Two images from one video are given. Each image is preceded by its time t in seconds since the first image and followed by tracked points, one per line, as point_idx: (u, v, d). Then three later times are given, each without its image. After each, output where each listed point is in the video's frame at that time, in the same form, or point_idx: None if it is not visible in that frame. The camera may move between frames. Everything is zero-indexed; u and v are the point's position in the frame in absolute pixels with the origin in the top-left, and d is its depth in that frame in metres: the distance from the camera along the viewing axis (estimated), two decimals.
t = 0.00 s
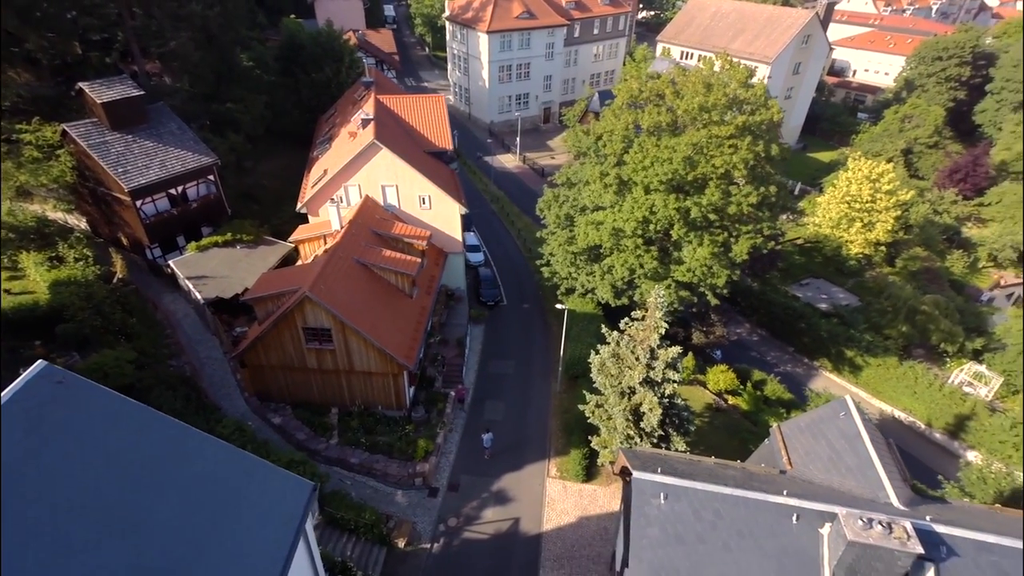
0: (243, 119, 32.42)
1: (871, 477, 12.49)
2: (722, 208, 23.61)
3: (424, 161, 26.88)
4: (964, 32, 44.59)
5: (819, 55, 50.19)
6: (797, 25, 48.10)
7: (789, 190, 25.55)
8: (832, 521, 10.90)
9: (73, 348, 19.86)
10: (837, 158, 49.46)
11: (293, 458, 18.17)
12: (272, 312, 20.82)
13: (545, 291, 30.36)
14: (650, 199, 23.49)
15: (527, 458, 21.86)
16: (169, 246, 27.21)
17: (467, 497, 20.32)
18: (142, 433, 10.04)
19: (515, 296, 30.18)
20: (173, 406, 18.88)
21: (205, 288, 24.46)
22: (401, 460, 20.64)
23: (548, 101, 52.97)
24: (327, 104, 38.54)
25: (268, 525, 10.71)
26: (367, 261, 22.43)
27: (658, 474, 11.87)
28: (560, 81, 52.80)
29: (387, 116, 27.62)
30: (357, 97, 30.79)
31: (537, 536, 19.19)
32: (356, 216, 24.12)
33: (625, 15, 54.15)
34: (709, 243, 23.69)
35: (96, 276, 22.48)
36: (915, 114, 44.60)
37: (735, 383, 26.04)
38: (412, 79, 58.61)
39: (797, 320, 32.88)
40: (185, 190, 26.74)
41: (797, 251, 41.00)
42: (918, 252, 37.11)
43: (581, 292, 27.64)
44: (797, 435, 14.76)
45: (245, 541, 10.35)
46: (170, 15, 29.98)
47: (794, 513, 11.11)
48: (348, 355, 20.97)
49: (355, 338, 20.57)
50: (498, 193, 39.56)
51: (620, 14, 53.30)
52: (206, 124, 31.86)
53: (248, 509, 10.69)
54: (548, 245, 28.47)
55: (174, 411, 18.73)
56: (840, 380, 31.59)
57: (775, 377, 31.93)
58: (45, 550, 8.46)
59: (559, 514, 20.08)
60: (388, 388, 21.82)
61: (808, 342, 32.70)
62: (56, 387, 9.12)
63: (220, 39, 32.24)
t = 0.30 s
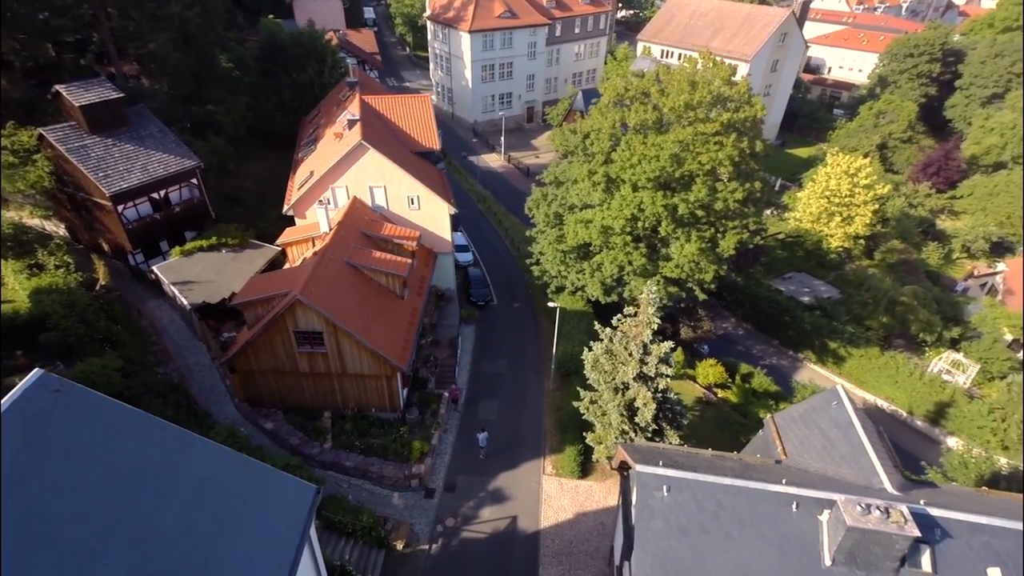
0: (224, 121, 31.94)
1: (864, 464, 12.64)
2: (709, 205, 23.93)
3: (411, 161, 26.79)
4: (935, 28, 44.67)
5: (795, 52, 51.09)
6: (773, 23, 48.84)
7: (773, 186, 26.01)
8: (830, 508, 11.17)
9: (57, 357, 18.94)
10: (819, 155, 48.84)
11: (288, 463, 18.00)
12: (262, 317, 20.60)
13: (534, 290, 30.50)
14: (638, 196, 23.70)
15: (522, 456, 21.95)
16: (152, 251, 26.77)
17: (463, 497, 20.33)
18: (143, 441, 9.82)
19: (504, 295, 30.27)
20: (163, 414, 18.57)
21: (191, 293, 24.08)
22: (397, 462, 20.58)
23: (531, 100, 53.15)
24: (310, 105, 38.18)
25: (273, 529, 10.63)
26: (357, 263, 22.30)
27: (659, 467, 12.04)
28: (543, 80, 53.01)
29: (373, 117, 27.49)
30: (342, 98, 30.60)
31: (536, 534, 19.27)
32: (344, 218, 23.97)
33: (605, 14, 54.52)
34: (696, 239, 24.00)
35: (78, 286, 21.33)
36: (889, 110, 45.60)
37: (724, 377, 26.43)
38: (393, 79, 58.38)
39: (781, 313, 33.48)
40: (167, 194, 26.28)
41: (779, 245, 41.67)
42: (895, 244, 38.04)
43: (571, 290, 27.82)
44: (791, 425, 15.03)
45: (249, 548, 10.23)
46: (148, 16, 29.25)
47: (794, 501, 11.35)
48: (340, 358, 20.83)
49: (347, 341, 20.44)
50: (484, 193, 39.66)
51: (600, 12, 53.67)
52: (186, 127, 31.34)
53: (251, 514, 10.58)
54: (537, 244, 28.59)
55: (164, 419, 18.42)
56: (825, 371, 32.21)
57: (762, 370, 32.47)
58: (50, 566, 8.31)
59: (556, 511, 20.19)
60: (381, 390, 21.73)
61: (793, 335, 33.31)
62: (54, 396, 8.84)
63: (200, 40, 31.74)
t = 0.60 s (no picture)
0: (208, 123, 31.47)
1: (860, 453, 12.85)
2: (698, 202, 24.18)
3: (401, 162, 26.68)
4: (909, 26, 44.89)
5: (775, 50, 51.91)
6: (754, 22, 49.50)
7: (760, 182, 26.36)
8: (831, 497, 11.43)
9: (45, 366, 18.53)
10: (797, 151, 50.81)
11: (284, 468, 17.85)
12: (254, 320, 20.37)
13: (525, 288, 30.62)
14: (629, 194, 23.86)
15: (519, 455, 22.01)
16: (137, 256, 26.35)
17: (462, 497, 20.33)
18: (147, 446, 9.86)
19: (495, 295, 30.33)
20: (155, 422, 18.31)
21: (179, 298, 23.78)
22: (394, 464, 20.51)
23: (516, 99, 53.26)
24: (294, 106, 37.85)
25: (279, 532, 10.47)
26: (349, 264, 22.15)
27: (662, 460, 12.25)
28: (527, 79, 53.17)
29: (361, 118, 27.32)
30: (329, 98, 30.39)
31: (534, 531, 19.34)
32: (335, 219, 23.81)
33: (588, 13, 54.78)
34: (686, 236, 24.24)
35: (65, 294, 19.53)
36: (867, 106, 46.47)
37: (715, 371, 26.84)
38: (377, 79, 58.12)
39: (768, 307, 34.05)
40: (152, 197, 25.80)
41: (764, 241, 42.29)
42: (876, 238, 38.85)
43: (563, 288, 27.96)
44: (786, 417, 15.30)
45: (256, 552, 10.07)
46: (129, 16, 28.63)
47: (795, 492, 11.58)
48: (335, 360, 20.68)
49: (341, 343, 20.32)
50: (471, 193, 39.72)
51: (584, 11, 53.91)
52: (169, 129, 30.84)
53: (257, 518, 10.43)
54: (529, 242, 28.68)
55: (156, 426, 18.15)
56: (811, 364, 32.82)
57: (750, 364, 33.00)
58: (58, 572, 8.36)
59: (554, 508, 20.29)
60: (377, 391, 21.62)
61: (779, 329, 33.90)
62: (55, 403, 9.08)
63: (181, 41, 31.24)
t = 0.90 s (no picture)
0: (195, 125, 30.72)
1: (859, 445, 13.01)
2: (691, 199, 24.38)
3: (394, 162, 26.60)
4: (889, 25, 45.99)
5: (760, 49, 52.48)
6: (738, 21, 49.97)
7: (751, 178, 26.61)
8: (835, 488, 11.60)
9: (36, 373, 18.16)
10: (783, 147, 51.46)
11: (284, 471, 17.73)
12: (249, 323, 20.23)
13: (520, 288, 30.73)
14: (623, 193, 23.99)
15: (517, 453, 22.07)
16: (128, 260, 25.86)
17: (462, 497, 20.33)
18: (159, 450, 10.00)
19: (489, 294, 30.37)
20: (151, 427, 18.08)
21: (172, 302, 23.49)
22: (393, 465, 20.47)
23: (505, 99, 53.30)
24: (283, 106, 37.58)
25: (290, 533, 10.96)
26: (345, 266, 22.04)
27: (668, 456, 12.42)
28: (516, 79, 53.24)
29: (353, 118, 27.21)
30: (320, 99, 30.20)
31: (535, 529, 19.40)
32: (329, 220, 23.69)
33: (576, 12, 54.96)
34: (680, 233, 24.43)
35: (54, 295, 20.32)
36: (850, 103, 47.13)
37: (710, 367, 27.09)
38: (365, 79, 57.87)
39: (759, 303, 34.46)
40: (142, 201, 25.33)
41: (752, 237, 42.73)
42: (862, 233, 39.50)
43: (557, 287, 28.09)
44: (786, 410, 15.48)
45: (272, 552, 10.52)
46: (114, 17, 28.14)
47: (799, 483, 11.77)
48: (332, 362, 20.59)
49: (339, 345, 20.22)
50: (463, 193, 39.72)
51: (571, 11, 54.06)
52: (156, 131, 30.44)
53: (269, 520, 10.88)
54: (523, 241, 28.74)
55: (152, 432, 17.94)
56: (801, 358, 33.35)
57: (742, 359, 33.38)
58: None
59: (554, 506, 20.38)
60: (375, 393, 21.57)
61: (770, 324, 34.32)
62: (63, 408, 8.99)
63: (168, 42, 30.86)
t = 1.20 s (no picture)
0: (188, 126, 30.73)
1: (862, 438, 13.20)
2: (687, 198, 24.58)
3: (390, 162, 26.56)
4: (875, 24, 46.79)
5: (750, 48, 52.87)
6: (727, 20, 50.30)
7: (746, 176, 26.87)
8: (841, 481, 11.79)
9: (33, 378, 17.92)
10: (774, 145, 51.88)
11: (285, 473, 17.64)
12: (248, 325, 20.11)
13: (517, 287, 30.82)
14: (620, 191, 24.12)
15: (519, 452, 22.12)
16: (121, 263, 25.65)
17: (464, 496, 20.33)
18: (171, 451, 10.09)
19: (486, 293, 30.41)
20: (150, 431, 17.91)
21: (168, 305, 23.34)
22: (395, 465, 20.43)
23: (497, 98, 53.33)
24: (276, 107, 37.39)
25: (303, 533, 11.12)
26: (344, 266, 21.98)
27: (676, 451, 12.54)
28: (508, 78, 53.29)
29: (349, 119, 27.13)
30: (314, 99, 30.07)
31: (539, 527, 19.45)
32: (326, 221, 23.62)
33: (566, 12, 55.12)
34: (677, 231, 24.62)
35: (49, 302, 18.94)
36: (839, 102, 47.56)
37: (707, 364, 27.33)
38: (356, 79, 57.67)
39: (753, 299, 34.68)
40: (136, 203, 25.12)
41: (745, 235, 43.01)
42: (853, 230, 39.95)
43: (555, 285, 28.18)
44: (788, 405, 15.68)
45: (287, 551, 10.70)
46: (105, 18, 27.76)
47: (806, 477, 11.98)
48: (333, 363, 20.53)
49: (340, 345, 20.17)
50: (457, 192, 39.75)
51: (562, 10, 54.19)
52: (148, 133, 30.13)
53: (284, 519, 11.07)
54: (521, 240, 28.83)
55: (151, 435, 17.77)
56: (796, 354, 33.67)
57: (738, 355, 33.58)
58: None
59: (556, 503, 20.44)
60: (375, 393, 21.54)
61: (765, 321, 34.54)
62: (76, 411, 9.00)
63: (159, 43, 30.58)
